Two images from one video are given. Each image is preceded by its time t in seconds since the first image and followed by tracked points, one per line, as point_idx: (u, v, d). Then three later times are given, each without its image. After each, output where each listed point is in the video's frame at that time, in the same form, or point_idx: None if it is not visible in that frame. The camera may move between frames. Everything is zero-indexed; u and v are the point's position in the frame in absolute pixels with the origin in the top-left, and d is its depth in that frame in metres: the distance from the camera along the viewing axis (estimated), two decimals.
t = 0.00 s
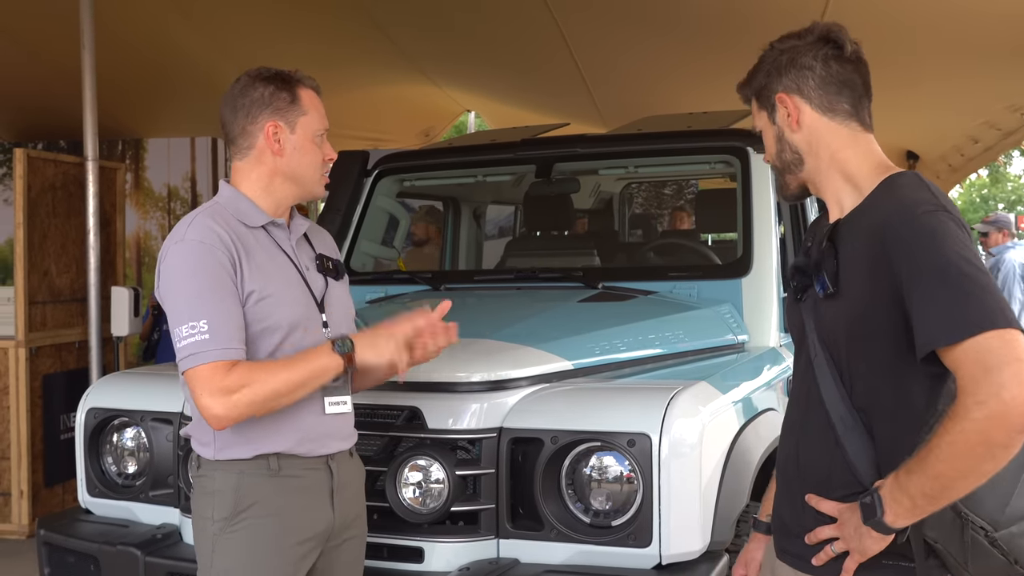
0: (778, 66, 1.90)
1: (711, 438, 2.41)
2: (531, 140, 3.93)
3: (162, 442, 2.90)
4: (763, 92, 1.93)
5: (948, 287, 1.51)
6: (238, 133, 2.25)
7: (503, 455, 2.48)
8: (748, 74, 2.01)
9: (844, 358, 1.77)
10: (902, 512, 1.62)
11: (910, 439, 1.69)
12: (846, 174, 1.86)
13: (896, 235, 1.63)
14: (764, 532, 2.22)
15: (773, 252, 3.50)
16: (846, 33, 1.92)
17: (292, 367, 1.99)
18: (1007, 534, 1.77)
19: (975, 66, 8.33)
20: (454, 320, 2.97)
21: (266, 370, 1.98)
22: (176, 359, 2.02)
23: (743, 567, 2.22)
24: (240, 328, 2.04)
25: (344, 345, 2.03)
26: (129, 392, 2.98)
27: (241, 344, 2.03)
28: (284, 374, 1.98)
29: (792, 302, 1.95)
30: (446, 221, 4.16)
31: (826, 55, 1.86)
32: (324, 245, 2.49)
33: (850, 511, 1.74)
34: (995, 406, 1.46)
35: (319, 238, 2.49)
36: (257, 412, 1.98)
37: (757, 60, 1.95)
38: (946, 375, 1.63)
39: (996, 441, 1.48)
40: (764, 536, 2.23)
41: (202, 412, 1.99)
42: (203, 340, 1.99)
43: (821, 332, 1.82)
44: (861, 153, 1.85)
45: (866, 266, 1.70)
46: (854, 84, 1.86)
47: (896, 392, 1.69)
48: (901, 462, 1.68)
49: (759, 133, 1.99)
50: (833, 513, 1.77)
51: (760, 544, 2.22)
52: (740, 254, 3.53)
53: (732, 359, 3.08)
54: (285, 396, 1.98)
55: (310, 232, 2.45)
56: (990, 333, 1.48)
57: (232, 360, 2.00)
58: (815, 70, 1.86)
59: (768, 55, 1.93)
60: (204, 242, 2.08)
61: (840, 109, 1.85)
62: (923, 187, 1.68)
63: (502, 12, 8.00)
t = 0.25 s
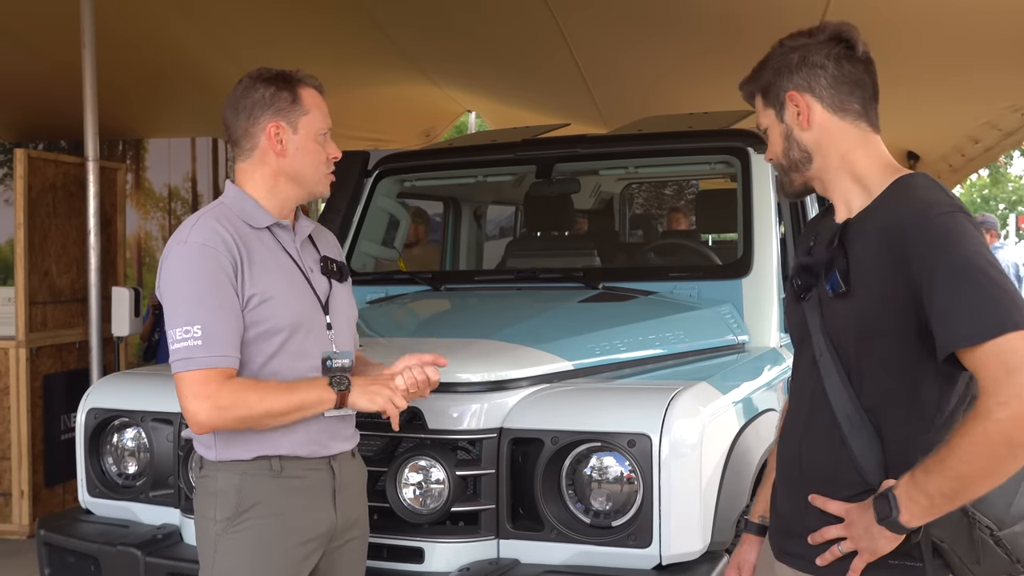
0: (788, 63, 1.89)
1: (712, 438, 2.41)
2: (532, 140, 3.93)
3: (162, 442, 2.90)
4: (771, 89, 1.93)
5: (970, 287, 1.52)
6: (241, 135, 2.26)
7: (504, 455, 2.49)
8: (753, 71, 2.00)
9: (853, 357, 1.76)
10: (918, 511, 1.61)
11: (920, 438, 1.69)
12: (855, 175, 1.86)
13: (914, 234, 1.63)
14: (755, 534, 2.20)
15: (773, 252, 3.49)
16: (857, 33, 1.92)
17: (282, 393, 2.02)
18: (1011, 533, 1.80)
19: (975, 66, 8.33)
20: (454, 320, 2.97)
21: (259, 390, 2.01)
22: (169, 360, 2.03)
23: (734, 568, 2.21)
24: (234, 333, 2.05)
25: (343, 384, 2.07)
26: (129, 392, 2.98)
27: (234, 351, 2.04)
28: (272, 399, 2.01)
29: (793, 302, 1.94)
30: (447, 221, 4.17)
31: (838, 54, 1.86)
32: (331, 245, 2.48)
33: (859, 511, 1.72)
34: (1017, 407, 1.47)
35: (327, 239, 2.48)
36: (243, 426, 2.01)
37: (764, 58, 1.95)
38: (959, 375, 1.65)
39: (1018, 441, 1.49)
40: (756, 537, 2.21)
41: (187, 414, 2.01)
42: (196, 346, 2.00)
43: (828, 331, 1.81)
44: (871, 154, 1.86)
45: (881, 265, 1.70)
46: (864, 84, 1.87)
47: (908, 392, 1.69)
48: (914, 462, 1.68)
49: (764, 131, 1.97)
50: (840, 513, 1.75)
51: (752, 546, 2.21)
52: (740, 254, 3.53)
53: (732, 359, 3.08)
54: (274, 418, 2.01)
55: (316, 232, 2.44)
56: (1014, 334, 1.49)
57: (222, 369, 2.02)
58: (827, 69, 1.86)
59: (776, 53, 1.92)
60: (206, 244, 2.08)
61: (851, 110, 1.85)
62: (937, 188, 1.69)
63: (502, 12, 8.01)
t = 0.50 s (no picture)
0: (793, 62, 1.89)
1: (710, 438, 2.41)
2: (532, 140, 3.93)
3: (161, 443, 2.90)
4: (774, 87, 1.93)
5: (979, 288, 1.53)
6: (229, 136, 2.28)
7: (502, 455, 2.49)
8: (756, 69, 2.01)
9: (855, 357, 1.76)
10: (922, 511, 1.61)
11: (921, 439, 1.70)
12: (859, 175, 1.86)
13: (923, 235, 1.63)
14: (749, 534, 2.20)
15: (772, 250, 3.49)
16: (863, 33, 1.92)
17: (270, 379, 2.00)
18: (1008, 533, 1.84)
19: (975, 66, 8.33)
20: (453, 320, 2.97)
21: (251, 382, 2.00)
22: (165, 359, 2.04)
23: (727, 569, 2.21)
24: (230, 331, 2.06)
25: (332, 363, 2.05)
26: (128, 392, 2.98)
27: (231, 349, 2.05)
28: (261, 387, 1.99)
29: (794, 301, 1.94)
30: (446, 220, 4.15)
31: (844, 53, 1.87)
32: (333, 245, 2.47)
33: (860, 510, 1.71)
34: None
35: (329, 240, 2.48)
36: (234, 420, 2.00)
37: (767, 57, 1.96)
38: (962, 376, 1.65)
39: None
40: (749, 538, 2.21)
41: (183, 413, 2.02)
42: (190, 344, 2.01)
43: (831, 331, 1.81)
44: (874, 154, 1.86)
45: (886, 265, 1.70)
46: (870, 84, 1.87)
47: (912, 392, 1.69)
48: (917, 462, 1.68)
49: (766, 129, 1.97)
50: (840, 512, 1.75)
51: (744, 548, 2.21)
52: (739, 254, 3.52)
53: (730, 360, 3.07)
54: (262, 407, 2.00)
55: (318, 232, 2.44)
56: None
57: (216, 366, 2.02)
58: (833, 68, 1.86)
59: (779, 52, 1.93)
60: (205, 243, 2.08)
61: (857, 109, 1.85)
62: (942, 190, 1.70)
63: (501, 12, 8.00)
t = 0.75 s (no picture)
0: (791, 63, 1.90)
1: (709, 438, 2.41)
2: (530, 139, 3.93)
3: (159, 443, 2.90)
4: (772, 88, 1.93)
5: (979, 288, 1.53)
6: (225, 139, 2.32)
7: (500, 455, 2.49)
8: (754, 70, 2.02)
9: (854, 357, 1.76)
10: (923, 510, 1.61)
11: (921, 438, 1.70)
12: (856, 175, 1.86)
13: (923, 235, 1.63)
14: (745, 535, 2.20)
15: (771, 250, 3.49)
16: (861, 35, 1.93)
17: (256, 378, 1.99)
18: (1007, 532, 1.81)
19: (974, 66, 8.32)
20: (452, 320, 2.98)
21: (238, 379, 1.99)
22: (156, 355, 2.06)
23: (722, 570, 2.21)
24: (220, 329, 2.06)
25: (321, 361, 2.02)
26: (126, 392, 2.98)
27: (219, 346, 2.05)
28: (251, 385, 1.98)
29: (792, 302, 1.94)
30: (446, 220, 4.15)
31: (841, 54, 1.88)
32: (339, 245, 2.47)
33: (860, 510, 1.71)
34: None
35: (336, 240, 2.48)
36: (221, 415, 1.99)
37: (765, 59, 1.97)
38: (962, 375, 1.65)
39: None
40: (745, 538, 2.21)
41: (171, 407, 2.02)
42: (178, 339, 2.03)
43: (830, 331, 1.81)
44: (872, 154, 1.86)
45: (886, 265, 1.70)
46: (866, 84, 1.88)
47: (911, 391, 1.69)
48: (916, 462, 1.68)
49: (766, 131, 1.98)
50: (840, 512, 1.75)
51: (741, 548, 2.21)
52: (738, 254, 3.53)
53: (729, 360, 3.07)
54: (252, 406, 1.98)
55: (323, 232, 2.44)
56: None
57: (203, 362, 2.03)
58: (830, 69, 1.87)
59: (777, 53, 1.94)
60: (198, 242, 2.10)
61: (854, 109, 1.86)
62: (941, 191, 1.70)
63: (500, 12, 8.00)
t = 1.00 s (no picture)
0: (795, 59, 1.89)
1: (709, 438, 2.41)
2: (530, 139, 3.92)
3: (160, 443, 2.90)
4: (775, 83, 1.92)
5: (976, 287, 1.53)
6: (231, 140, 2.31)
7: (501, 455, 2.49)
8: (757, 64, 2.00)
9: (853, 357, 1.76)
10: (920, 509, 1.61)
11: (918, 438, 1.70)
12: (855, 176, 1.86)
13: (919, 235, 1.63)
14: (745, 535, 2.20)
15: (771, 250, 3.48)
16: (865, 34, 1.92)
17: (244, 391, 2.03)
18: (1006, 532, 1.84)
19: (974, 66, 8.32)
20: (452, 320, 2.98)
21: (227, 388, 2.02)
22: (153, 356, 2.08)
23: (722, 570, 2.21)
24: (217, 333, 2.07)
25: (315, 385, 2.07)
26: (126, 392, 2.98)
27: (214, 350, 2.06)
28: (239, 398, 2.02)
29: (791, 303, 1.94)
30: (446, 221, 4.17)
31: (846, 53, 1.87)
32: (346, 247, 2.47)
33: (858, 509, 1.71)
34: None
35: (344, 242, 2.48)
36: (210, 425, 2.03)
37: (769, 53, 1.95)
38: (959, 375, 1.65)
39: None
40: (746, 539, 2.21)
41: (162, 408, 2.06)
42: (173, 343, 2.04)
43: (828, 332, 1.81)
44: (871, 154, 1.86)
45: (884, 265, 1.70)
46: (869, 84, 1.88)
47: (909, 391, 1.70)
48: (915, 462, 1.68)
49: (767, 130, 1.97)
50: (839, 512, 1.75)
51: (741, 548, 2.21)
52: (738, 254, 3.53)
53: (729, 360, 3.07)
54: (240, 417, 2.03)
55: (330, 234, 2.43)
56: (1020, 334, 1.50)
57: (198, 367, 2.04)
58: (835, 68, 1.86)
59: (781, 48, 1.93)
60: (198, 245, 2.10)
61: (856, 109, 1.86)
62: (939, 190, 1.70)
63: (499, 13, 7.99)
